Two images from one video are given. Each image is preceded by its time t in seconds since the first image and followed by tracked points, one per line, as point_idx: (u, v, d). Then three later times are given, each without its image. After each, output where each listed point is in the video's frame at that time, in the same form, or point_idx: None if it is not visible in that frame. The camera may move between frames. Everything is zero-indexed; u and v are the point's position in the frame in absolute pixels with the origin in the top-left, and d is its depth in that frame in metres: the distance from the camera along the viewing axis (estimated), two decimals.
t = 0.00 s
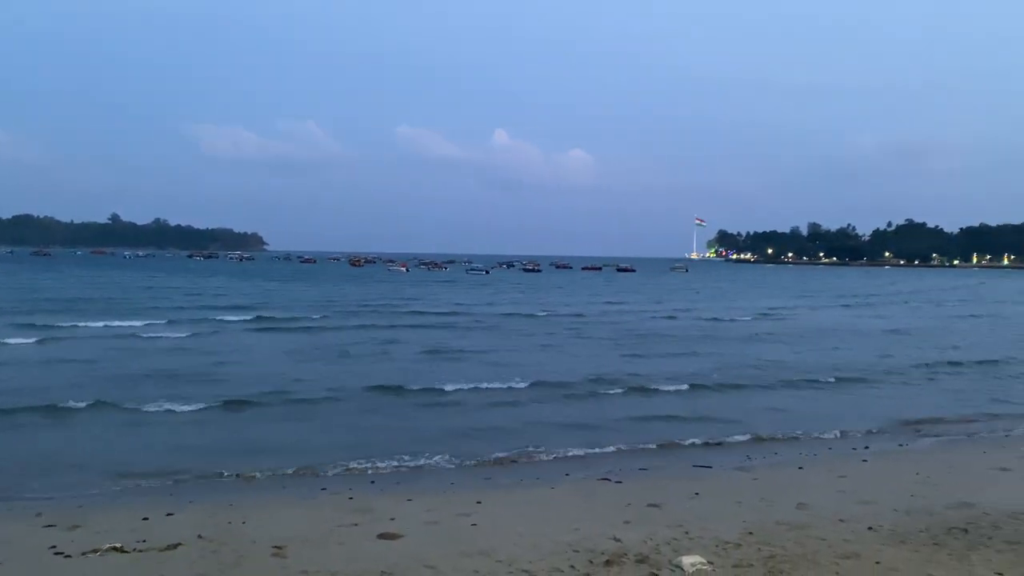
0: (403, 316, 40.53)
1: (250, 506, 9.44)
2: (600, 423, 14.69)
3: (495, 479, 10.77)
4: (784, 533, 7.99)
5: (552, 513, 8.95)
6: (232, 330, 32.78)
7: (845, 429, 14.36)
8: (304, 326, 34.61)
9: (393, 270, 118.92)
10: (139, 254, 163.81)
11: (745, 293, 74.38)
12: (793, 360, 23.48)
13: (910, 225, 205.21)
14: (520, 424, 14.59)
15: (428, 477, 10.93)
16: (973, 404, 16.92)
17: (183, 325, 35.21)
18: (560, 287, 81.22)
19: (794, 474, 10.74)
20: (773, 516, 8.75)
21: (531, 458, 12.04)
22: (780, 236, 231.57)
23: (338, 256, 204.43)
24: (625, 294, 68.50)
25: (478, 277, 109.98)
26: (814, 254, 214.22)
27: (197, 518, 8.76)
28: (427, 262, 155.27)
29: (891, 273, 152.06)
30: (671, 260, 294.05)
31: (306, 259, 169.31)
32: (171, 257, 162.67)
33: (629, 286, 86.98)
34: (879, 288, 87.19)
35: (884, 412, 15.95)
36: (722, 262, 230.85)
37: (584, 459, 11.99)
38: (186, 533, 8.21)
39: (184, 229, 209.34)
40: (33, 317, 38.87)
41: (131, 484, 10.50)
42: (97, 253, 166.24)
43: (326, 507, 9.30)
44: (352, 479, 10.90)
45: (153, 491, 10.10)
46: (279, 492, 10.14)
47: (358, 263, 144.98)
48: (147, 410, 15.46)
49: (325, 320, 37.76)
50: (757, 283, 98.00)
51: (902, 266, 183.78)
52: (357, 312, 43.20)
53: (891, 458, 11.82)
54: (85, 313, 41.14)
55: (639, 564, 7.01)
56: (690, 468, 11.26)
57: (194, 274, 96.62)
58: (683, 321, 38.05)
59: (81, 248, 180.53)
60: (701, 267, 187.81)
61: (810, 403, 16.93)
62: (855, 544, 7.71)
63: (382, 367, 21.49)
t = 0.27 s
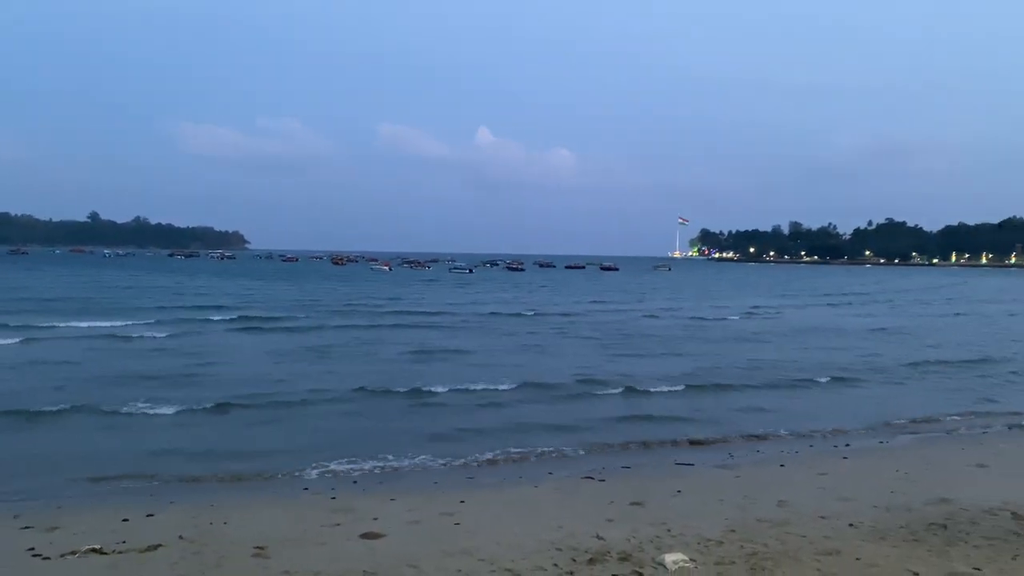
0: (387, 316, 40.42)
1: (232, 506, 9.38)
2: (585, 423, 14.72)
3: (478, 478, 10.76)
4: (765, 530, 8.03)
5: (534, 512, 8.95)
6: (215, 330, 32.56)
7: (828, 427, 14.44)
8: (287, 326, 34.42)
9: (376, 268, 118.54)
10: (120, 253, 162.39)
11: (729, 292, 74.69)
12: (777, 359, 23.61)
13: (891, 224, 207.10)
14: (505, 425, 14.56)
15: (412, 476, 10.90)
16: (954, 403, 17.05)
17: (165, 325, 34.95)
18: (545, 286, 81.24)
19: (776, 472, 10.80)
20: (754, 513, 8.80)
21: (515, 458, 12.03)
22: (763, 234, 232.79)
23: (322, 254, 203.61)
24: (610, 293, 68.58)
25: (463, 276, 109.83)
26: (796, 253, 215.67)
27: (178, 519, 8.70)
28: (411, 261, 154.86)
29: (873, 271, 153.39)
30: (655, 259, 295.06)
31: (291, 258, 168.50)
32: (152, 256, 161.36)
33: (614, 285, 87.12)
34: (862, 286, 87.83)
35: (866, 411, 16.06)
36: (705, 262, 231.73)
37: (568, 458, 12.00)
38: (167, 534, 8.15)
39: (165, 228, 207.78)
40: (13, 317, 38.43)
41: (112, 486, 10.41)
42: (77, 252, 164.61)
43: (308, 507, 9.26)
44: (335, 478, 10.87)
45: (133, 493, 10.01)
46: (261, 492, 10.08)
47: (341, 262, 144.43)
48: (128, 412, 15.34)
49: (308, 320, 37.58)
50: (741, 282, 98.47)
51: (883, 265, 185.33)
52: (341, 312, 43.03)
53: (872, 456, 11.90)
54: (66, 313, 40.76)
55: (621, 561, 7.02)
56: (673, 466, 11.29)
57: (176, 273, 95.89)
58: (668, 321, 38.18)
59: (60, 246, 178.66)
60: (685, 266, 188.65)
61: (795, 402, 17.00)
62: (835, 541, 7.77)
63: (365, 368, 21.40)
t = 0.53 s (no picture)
0: (372, 315, 40.30)
1: (214, 506, 9.33)
2: (569, 422, 14.75)
3: (462, 476, 10.75)
4: (747, 526, 8.09)
5: (518, 509, 8.96)
6: (198, 329, 32.34)
7: (811, 425, 14.54)
8: (271, 325, 34.22)
9: (360, 266, 118.18)
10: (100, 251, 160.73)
11: (712, 289, 75.04)
12: (760, 357, 23.75)
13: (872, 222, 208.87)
14: (489, 424, 14.57)
15: (395, 475, 10.89)
16: (933, 401, 17.24)
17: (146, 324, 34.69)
18: (530, 283, 81.23)
19: (758, 468, 10.87)
20: (736, 509, 8.86)
21: (500, 456, 12.04)
22: (745, 232, 234.09)
23: (305, 253, 202.72)
24: (594, 291, 68.74)
25: (447, 274, 109.65)
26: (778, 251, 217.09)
27: (159, 519, 8.64)
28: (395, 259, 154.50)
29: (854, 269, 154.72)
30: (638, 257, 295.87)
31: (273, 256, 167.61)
32: (133, 254, 159.96)
33: (599, 283, 87.25)
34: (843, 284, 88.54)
35: (848, 409, 16.18)
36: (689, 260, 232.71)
37: (551, 456, 12.02)
38: (148, 534, 8.09)
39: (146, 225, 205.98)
40: None
41: (93, 486, 10.32)
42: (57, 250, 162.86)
43: (291, 506, 9.22)
44: (318, 478, 10.85)
45: (114, 493, 9.93)
46: (243, 492, 10.04)
47: (324, 260, 143.93)
48: (110, 413, 15.22)
49: (292, 319, 37.41)
50: (724, 280, 98.95)
51: (863, 263, 187.14)
52: (325, 311, 42.85)
53: (853, 452, 12.00)
54: (46, 312, 40.37)
55: (604, 559, 7.05)
56: (656, 463, 11.34)
57: (157, 271, 95.11)
58: (652, 319, 38.32)
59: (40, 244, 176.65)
60: (668, 264, 189.39)
61: (777, 401, 17.12)
62: (816, 537, 7.83)
63: (350, 368, 21.34)
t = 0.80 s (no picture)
0: (354, 313, 40.14)
1: (194, 505, 9.26)
2: (552, 420, 14.75)
3: (445, 473, 10.75)
4: (728, 522, 8.14)
5: (499, 506, 8.96)
6: (178, 328, 32.07)
7: (791, 422, 14.65)
8: (252, 324, 33.98)
9: (342, 264, 117.69)
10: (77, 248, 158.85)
11: (694, 286, 75.47)
12: (742, 355, 23.89)
13: (852, 220, 210.60)
14: (472, 423, 14.56)
15: (378, 473, 10.85)
16: (912, 397, 17.41)
17: (126, 323, 34.36)
18: (512, 281, 81.25)
19: (738, 464, 10.94)
20: (717, 505, 8.90)
21: (482, 454, 12.04)
22: (727, 229, 235.39)
23: (287, 250, 201.69)
24: (577, 289, 68.89)
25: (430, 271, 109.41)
26: (760, 248, 218.45)
27: (138, 518, 8.56)
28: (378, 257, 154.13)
29: (834, 266, 156.04)
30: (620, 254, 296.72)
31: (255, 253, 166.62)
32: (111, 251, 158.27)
33: (581, 280, 87.40)
34: (823, 281, 89.33)
35: (828, 406, 16.33)
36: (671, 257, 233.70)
37: (534, 452, 12.03)
38: (126, 533, 8.03)
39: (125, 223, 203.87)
40: None
41: (71, 486, 10.20)
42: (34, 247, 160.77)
43: (272, 504, 9.17)
44: (298, 475, 10.81)
45: (92, 493, 9.83)
46: (224, 491, 9.97)
47: (306, 257, 143.25)
48: (89, 414, 15.05)
49: (273, 318, 37.20)
50: (705, 277, 99.56)
51: (843, 260, 188.72)
52: (307, 309, 42.62)
53: (832, 447, 12.11)
54: (24, 312, 39.92)
55: (586, 555, 7.06)
56: (638, 459, 11.38)
57: (136, 268, 94.13)
58: (634, 317, 38.43)
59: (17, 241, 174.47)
60: (651, 261, 190.13)
61: (759, 398, 17.22)
62: (796, 531, 7.90)
63: (332, 367, 21.23)
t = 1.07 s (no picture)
0: (336, 311, 39.91)
1: (175, 503, 9.18)
2: (537, 416, 14.76)
3: (427, 470, 10.72)
4: (709, 517, 8.18)
5: (481, 503, 8.96)
6: (158, 326, 31.73)
7: (772, 417, 14.74)
8: (233, 321, 33.70)
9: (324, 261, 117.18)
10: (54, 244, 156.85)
11: (676, 283, 75.75)
12: (724, 352, 24.02)
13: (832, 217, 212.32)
14: (455, 419, 14.53)
15: (360, 470, 10.81)
16: (891, 393, 17.58)
17: (104, 321, 33.93)
18: (495, 278, 81.19)
19: (719, 459, 11.00)
20: (699, 500, 8.95)
21: (465, 450, 12.01)
22: (709, 226, 236.61)
23: (268, 247, 200.59)
24: (560, 286, 69.07)
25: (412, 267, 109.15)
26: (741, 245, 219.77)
27: (117, 518, 8.48)
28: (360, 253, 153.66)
29: (814, 263, 157.35)
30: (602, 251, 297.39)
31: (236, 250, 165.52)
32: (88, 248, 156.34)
33: (563, 277, 87.49)
34: (803, 278, 90.03)
35: (809, 402, 16.44)
36: (653, 254, 234.65)
37: (517, 448, 12.03)
38: (105, 533, 7.94)
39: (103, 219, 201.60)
40: None
41: (49, 485, 10.07)
42: (10, 243, 158.56)
43: (253, 502, 9.11)
44: (280, 473, 10.74)
45: (69, 492, 9.71)
46: (204, 489, 9.89)
47: (288, 254, 142.48)
48: (67, 414, 14.84)
49: (255, 315, 36.98)
50: (687, 274, 100.09)
51: (823, 257, 190.23)
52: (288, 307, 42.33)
53: (812, 442, 12.19)
54: None
55: (569, 551, 7.07)
56: (620, 454, 11.41)
57: (115, 265, 93.11)
58: (617, 314, 38.55)
59: None
60: (633, 258, 190.83)
61: (741, 394, 17.32)
62: (776, 526, 7.95)
63: (315, 365, 21.11)
